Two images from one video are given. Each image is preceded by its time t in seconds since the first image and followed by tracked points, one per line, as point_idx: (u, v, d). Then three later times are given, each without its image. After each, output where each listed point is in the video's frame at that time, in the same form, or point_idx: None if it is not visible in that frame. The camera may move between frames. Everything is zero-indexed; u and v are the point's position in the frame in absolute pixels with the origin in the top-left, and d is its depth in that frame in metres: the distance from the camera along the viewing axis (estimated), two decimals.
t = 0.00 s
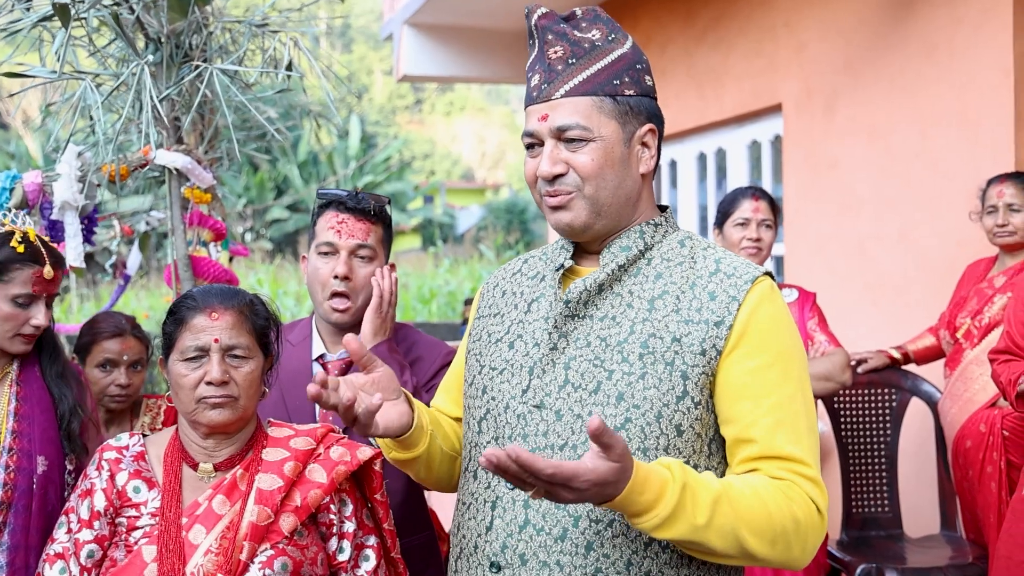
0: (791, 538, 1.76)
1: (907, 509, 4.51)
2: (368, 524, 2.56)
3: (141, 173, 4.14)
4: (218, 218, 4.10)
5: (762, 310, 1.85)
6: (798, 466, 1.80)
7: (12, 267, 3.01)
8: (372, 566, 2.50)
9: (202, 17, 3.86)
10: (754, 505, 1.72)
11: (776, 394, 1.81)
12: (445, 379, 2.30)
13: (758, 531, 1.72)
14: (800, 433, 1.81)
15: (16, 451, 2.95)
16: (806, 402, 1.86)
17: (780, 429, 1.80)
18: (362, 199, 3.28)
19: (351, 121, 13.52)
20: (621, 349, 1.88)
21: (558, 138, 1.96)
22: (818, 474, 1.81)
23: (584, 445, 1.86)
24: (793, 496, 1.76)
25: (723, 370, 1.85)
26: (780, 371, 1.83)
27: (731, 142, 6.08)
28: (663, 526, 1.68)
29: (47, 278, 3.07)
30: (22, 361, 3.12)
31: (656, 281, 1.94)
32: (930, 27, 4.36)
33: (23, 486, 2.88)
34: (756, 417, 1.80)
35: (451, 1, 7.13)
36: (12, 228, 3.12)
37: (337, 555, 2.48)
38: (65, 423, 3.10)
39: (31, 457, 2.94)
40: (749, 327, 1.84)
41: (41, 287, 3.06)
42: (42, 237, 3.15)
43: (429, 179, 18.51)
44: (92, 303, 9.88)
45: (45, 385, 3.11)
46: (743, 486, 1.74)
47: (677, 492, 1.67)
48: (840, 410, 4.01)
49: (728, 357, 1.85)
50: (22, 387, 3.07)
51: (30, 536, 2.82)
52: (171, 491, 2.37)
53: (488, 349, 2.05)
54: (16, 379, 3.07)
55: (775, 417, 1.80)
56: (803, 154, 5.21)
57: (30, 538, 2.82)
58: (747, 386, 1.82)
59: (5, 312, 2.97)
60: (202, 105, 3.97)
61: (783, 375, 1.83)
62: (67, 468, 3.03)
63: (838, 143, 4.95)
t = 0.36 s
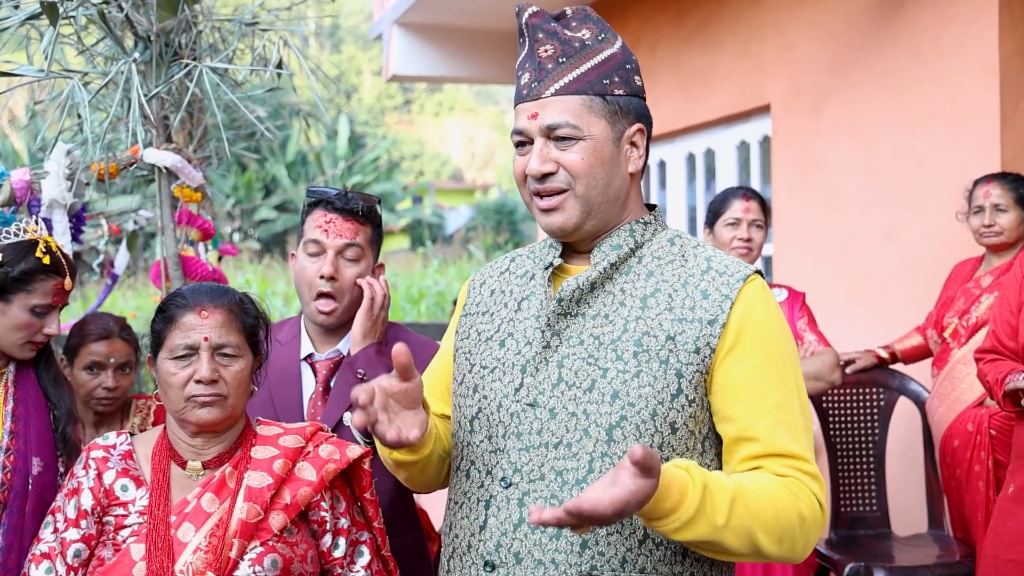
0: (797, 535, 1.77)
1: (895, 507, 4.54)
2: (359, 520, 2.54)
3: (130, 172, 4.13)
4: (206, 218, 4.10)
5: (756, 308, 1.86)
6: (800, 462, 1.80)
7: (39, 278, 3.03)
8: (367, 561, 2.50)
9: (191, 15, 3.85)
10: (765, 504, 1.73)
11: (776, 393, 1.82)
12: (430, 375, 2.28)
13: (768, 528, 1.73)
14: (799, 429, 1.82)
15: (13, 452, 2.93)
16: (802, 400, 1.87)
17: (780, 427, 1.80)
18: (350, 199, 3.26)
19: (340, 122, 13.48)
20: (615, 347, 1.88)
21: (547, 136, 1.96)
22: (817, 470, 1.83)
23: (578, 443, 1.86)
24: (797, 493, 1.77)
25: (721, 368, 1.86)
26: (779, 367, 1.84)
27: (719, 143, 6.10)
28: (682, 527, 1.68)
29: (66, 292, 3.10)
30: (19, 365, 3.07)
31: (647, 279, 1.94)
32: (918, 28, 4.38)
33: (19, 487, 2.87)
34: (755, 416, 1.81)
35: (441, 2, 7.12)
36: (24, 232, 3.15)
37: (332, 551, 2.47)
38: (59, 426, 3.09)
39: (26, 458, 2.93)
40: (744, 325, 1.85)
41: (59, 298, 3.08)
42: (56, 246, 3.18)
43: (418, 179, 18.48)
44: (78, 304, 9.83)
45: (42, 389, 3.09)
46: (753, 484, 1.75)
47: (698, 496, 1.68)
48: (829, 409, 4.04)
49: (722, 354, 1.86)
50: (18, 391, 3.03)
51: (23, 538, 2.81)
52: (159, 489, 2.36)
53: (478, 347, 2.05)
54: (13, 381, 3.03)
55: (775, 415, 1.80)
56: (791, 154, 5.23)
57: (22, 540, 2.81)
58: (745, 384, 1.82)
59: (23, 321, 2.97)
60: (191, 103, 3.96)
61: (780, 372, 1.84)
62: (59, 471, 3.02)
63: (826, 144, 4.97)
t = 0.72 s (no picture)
0: (783, 535, 1.79)
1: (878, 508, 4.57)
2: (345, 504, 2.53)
3: (119, 168, 4.13)
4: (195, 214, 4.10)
5: (742, 308, 1.88)
6: (788, 462, 1.82)
7: (16, 267, 2.98)
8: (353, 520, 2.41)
9: (181, 12, 3.85)
10: (753, 506, 1.75)
11: (763, 392, 1.83)
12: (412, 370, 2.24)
13: (757, 531, 1.75)
14: (784, 428, 1.84)
15: None
16: (786, 397, 1.88)
17: (767, 427, 1.82)
18: (342, 199, 3.26)
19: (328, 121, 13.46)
20: (606, 347, 1.90)
21: (539, 140, 1.96)
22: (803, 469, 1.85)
23: (569, 441, 1.87)
24: (784, 493, 1.79)
25: (709, 367, 1.88)
26: (765, 368, 1.86)
27: (707, 145, 6.13)
28: (674, 537, 1.70)
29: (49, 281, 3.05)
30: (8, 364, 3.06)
31: (636, 278, 1.96)
32: (905, 32, 4.42)
33: (6, 485, 2.86)
34: (743, 415, 1.83)
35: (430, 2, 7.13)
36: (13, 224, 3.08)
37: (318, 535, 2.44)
38: (46, 425, 3.10)
39: (14, 455, 2.92)
40: (732, 326, 1.87)
41: (42, 288, 3.03)
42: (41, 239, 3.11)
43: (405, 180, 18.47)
44: (63, 301, 9.79)
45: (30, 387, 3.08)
46: (741, 487, 1.76)
47: (690, 506, 1.69)
48: (812, 409, 4.07)
49: (711, 354, 1.88)
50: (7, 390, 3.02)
51: (9, 537, 2.79)
52: (145, 485, 2.36)
53: (466, 345, 2.05)
54: None
55: (764, 414, 1.82)
56: (779, 156, 5.27)
57: (9, 539, 2.79)
58: (733, 384, 1.84)
59: (8, 312, 2.94)
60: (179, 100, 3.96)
61: (767, 372, 1.85)
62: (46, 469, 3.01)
63: (814, 147, 5.00)
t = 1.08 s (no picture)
0: (738, 531, 1.79)
1: (861, 506, 4.61)
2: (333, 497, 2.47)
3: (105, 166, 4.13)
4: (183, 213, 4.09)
5: (725, 306, 1.90)
6: (748, 458, 1.83)
7: None
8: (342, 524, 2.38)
9: (166, 10, 3.85)
10: (696, 496, 1.76)
11: (733, 386, 1.85)
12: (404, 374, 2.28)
13: (701, 522, 1.76)
14: (755, 425, 1.85)
15: None
16: (764, 397, 1.90)
17: (733, 423, 1.83)
18: (329, 198, 3.27)
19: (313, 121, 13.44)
20: (591, 343, 1.91)
21: (530, 146, 1.97)
22: (768, 466, 1.85)
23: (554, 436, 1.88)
24: (738, 488, 1.80)
25: (686, 364, 1.89)
26: (742, 364, 1.87)
27: (693, 145, 6.16)
28: (603, 513, 1.73)
29: None
30: None
31: (623, 276, 1.97)
32: (888, 35, 4.46)
33: None
34: (712, 409, 1.85)
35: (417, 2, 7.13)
36: None
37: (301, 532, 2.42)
38: (31, 420, 3.06)
39: None
40: (712, 320, 1.88)
41: None
42: None
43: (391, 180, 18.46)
44: (47, 300, 9.76)
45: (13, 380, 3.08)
46: (689, 480, 1.78)
47: (614, 483, 1.72)
48: (796, 409, 4.10)
49: (690, 350, 1.89)
50: None
51: None
52: (128, 483, 2.36)
53: (453, 343, 2.07)
54: None
55: (734, 409, 1.83)
56: (764, 157, 5.30)
57: None
58: (707, 379, 1.86)
59: None
60: (164, 99, 3.95)
61: (744, 369, 1.87)
62: (28, 466, 2.94)
63: (798, 148, 5.04)
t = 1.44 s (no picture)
0: (724, 527, 1.79)
1: (850, 504, 4.63)
2: (325, 509, 2.54)
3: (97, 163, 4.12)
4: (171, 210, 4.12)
5: (708, 301, 1.89)
6: (734, 455, 1.83)
7: None
8: (330, 550, 2.49)
9: (157, 7, 3.85)
10: (686, 492, 1.75)
11: (717, 382, 1.84)
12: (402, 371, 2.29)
13: (690, 517, 1.75)
14: (739, 421, 1.84)
15: None
16: (750, 394, 1.89)
17: (719, 418, 1.82)
18: (321, 195, 3.26)
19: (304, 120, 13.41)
20: (572, 339, 1.91)
21: (511, 128, 1.98)
22: (752, 463, 1.85)
23: (534, 431, 1.89)
24: (726, 485, 1.79)
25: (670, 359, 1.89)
26: (726, 359, 1.86)
27: (682, 144, 6.17)
28: (597, 511, 1.69)
29: None
30: None
31: (608, 272, 1.97)
32: (878, 35, 4.48)
33: None
34: (697, 405, 1.84)
35: None
36: None
37: (292, 540, 2.47)
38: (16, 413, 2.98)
39: None
40: (696, 316, 1.88)
41: None
42: None
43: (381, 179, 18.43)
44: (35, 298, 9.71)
45: None
46: (679, 475, 1.76)
47: (613, 481, 1.68)
48: (787, 407, 4.11)
49: (675, 345, 1.89)
50: None
51: None
52: (121, 480, 2.36)
53: (444, 339, 2.08)
54: None
55: (717, 405, 1.83)
56: (753, 156, 5.33)
57: None
58: (690, 374, 1.85)
59: None
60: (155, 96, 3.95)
61: (730, 364, 1.87)
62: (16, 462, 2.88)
63: (788, 148, 5.06)
